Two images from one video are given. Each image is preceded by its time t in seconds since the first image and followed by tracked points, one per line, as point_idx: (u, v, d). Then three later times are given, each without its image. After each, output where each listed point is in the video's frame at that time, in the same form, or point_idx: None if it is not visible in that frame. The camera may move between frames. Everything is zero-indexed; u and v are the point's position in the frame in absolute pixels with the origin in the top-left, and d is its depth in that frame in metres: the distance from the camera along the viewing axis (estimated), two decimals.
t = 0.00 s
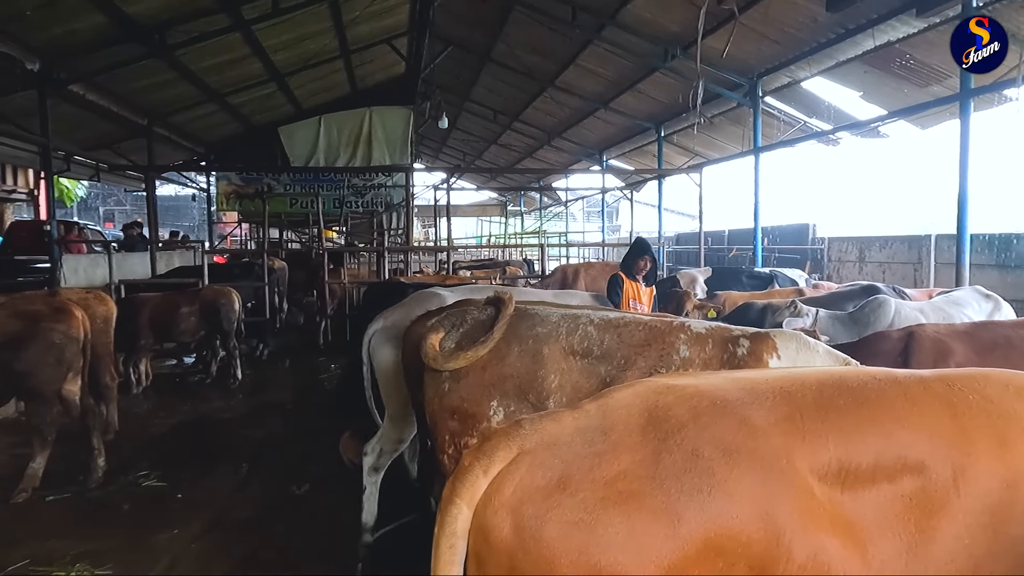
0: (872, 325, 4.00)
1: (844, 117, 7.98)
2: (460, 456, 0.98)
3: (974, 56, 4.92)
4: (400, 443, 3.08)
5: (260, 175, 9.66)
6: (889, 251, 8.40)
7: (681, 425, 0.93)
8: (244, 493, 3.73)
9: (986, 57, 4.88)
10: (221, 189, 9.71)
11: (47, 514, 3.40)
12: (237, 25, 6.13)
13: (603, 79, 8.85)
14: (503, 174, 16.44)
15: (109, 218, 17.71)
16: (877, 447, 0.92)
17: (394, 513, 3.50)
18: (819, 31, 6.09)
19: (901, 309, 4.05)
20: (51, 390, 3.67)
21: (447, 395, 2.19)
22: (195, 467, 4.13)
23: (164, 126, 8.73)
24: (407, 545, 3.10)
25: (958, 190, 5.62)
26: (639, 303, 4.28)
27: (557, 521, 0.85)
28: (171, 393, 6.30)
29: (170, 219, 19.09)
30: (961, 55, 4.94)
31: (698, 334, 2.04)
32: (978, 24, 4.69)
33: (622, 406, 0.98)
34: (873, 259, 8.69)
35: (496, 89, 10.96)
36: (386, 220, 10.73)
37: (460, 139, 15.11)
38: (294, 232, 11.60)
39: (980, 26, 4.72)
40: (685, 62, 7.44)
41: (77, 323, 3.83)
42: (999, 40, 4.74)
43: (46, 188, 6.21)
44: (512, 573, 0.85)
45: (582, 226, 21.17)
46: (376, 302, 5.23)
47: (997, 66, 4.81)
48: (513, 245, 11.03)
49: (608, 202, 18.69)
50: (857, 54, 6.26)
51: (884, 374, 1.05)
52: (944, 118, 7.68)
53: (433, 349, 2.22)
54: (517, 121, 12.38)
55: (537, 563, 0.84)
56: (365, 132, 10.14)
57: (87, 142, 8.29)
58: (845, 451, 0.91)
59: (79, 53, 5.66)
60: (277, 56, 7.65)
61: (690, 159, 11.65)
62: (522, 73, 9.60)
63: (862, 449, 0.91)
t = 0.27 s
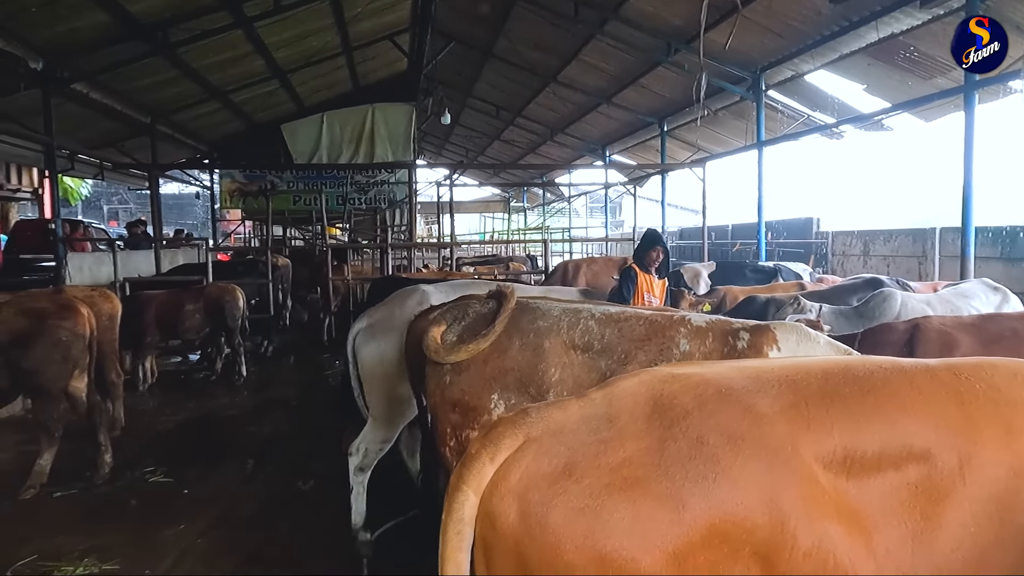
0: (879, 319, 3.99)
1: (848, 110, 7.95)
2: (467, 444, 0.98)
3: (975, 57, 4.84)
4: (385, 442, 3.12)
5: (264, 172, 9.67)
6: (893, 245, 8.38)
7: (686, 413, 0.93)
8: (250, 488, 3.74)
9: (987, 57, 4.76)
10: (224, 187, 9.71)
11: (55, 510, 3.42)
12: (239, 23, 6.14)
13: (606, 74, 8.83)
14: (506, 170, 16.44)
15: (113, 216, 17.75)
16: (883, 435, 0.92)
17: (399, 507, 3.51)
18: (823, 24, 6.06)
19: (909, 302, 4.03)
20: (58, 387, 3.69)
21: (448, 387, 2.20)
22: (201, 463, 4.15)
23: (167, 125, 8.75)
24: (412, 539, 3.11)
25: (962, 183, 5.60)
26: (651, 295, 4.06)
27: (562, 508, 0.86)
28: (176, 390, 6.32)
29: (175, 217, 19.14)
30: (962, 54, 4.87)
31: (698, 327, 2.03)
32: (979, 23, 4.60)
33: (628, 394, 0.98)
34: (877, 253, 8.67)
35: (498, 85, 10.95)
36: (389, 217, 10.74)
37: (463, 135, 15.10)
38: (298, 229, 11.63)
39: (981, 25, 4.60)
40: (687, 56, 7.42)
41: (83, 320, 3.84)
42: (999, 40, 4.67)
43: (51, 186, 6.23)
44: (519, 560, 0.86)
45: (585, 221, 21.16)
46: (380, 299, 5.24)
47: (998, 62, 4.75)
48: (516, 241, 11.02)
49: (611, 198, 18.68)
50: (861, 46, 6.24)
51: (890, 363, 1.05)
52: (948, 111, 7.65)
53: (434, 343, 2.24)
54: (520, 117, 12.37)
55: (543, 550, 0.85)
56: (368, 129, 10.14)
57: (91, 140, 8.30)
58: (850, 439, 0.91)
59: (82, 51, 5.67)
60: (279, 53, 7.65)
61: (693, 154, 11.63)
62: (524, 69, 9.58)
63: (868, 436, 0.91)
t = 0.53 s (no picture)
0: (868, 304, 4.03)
1: (837, 98, 7.97)
2: (458, 426, 0.99)
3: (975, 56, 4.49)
4: (366, 432, 3.14)
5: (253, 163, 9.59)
6: (881, 233, 8.43)
7: (675, 392, 0.94)
8: (242, 479, 3.74)
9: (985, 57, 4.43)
10: (213, 177, 9.62)
11: (46, 502, 3.41)
12: (226, 11, 6.07)
13: (596, 62, 8.81)
14: (497, 159, 16.40)
15: (100, 208, 17.61)
16: (870, 413, 0.93)
17: (392, 495, 3.52)
18: (812, 12, 6.07)
19: (899, 288, 4.07)
20: (47, 379, 3.67)
21: (437, 373, 2.19)
22: (193, 454, 4.14)
23: (154, 115, 8.66)
24: (405, 528, 3.13)
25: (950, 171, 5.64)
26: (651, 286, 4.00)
27: (552, 486, 0.87)
28: (167, 382, 6.30)
29: (163, 208, 19.00)
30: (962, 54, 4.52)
31: (684, 313, 2.06)
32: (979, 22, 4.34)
33: (619, 375, 0.99)
34: (866, 241, 8.72)
35: (488, 74, 10.90)
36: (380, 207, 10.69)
37: (454, 125, 15.04)
38: (288, 220, 11.56)
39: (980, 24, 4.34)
40: (677, 44, 7.41)
41: (72, 311, 3.82)
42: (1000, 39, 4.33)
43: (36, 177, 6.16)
44: (510, 538, 0.87)
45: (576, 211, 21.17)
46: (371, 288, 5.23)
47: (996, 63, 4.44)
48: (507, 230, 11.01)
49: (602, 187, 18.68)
50: (851, 34, 6.25)
51: (878, 343, 1.06)
52: (936, 98, 7.68)
53: (423, 329, 2.22)
54: (510, 106, 12.32)
55: (533, 528, 0.86)
56: (357, 119, 10.07)
57: (77, 131, 8.21)
58: (838, 418, 0.92)
59: (67, 41, 5.59)
60: (267, 41, 7.58)
61: (683, 143, 11.64)
62: (514, 58, 9.54)
63: (855, 415, 0.93)
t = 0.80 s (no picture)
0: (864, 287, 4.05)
1: (834, 83, 7.94)
2: (452, 405, 0.99)
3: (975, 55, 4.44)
4: (358, 419, 3.12)
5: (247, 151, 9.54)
6: (878, 217, 8.44)
7: (669, 368, 0.94)
8: (241, 466, 3.76)
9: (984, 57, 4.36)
10: (208, 167, 9.56)
11: (46, 490, 3.41)
12: None
13: (592, 48, 8.75)
14: (493, 147, 16.34)
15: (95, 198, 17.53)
16: (862, 386, 0.94)
17: (390, 481, 3.54)
18: None
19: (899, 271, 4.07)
20: (45, 368, 3.67)
21: (427, 357, 2.16)
22: (192, 442, 4.15)
23: (148, 103, 8.59)
24: (403, 512, 3.14)
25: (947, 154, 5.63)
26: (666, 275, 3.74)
27: (547, 463, 0.87)
28: (165, 371, 6.30)
29: (159, 197, 18.93)
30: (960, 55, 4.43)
31: (673, 292, 2.06)
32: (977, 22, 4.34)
33: (612, 353, 0.99)
34: (863, 226, 8.72)
35: (483, 61, 10.83)
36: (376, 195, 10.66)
37: (449, 112, 14.98)
38: (284, 209, 11.53)
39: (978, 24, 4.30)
40: (674, 28, 7.36)
41: (68, 300, 3.81)
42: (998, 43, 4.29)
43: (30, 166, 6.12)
44: (505, 514, 0.88)
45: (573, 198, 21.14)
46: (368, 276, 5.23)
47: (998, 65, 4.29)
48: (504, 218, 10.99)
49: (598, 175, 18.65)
50: (848, 17, 6.22)
51: (872, 318, 1.06)
52: (933, 82, 7.65)
53: (412, 313, 2.21)
54: (506, 93, 12.26)
55: (528, 505, 0.86)
56: (352, 107, 10.01)
57: (69, 120, 8.15)
58: (831, 391, 0.93)
59: (58, 29, 5.54)
60: (260, 29, 7.52)
61: (680, 129, 11.61)
62: (510, 44, 9.48)
63: (848, 388, 0.93)
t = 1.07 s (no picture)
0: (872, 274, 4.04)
1: (843, 69, 7.86)
2: (461, 384, 0.99)
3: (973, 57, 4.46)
4: (365, 404, 3.15)
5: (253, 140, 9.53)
6: (886, 205, 8.39)
7: (678, 346, 0.94)
8: (250, 451, 3.78)
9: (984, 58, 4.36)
10: (214, 155, 9.56)
11: (59, 474, 3.45)
12: None
13: (599, 34, 8.68)
14: (498, 134, 16.29)
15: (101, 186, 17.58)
16: (872, 364, 0.94)
17: (397, 466, 3.56)
18: None
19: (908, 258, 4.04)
20: (55, 353, 3.70)
21: (425, 338, 2.21)
22: (201, 428, 4.18)
23: (153, 91, 8.59)
24: (411, 497, 3.17)
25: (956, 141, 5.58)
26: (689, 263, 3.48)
27: (556, 440, 0.88)
28: (174, 357, 6.34)
29: (164, 185, 18.97)
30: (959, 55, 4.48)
31: (671, 278, 2.04)
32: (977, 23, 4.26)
33: (621, 332, 0.99)
34: (871, 213, 8.67)
35: (489, 47, 10.77)
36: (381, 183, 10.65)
37: (455, 99, 14.93)
38: (290, 197, 11.54)
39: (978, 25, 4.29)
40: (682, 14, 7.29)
41: (78, 286, 3.83)
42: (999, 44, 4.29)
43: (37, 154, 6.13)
44: (515, 492, 0.89)
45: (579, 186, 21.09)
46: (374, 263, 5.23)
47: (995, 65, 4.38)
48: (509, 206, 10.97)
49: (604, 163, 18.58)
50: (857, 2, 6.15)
51: (881, 297, 1.06)
52: (944, 68, 7.57)
53: (411, 295, 2.25)
54: (512, 80, 12.20)
55: (538, 482, 0.87)
56: (358, 95, 9.97)
57: (76, 108, 8.16)
58: (840, 369, 0.93)
59: (64, 16, 5.53)
60: (265, 16, 7.50)
61: (687, 116, 11.54)
62: (516, 30, 9.42)
63: (857, 366, 0.93)
